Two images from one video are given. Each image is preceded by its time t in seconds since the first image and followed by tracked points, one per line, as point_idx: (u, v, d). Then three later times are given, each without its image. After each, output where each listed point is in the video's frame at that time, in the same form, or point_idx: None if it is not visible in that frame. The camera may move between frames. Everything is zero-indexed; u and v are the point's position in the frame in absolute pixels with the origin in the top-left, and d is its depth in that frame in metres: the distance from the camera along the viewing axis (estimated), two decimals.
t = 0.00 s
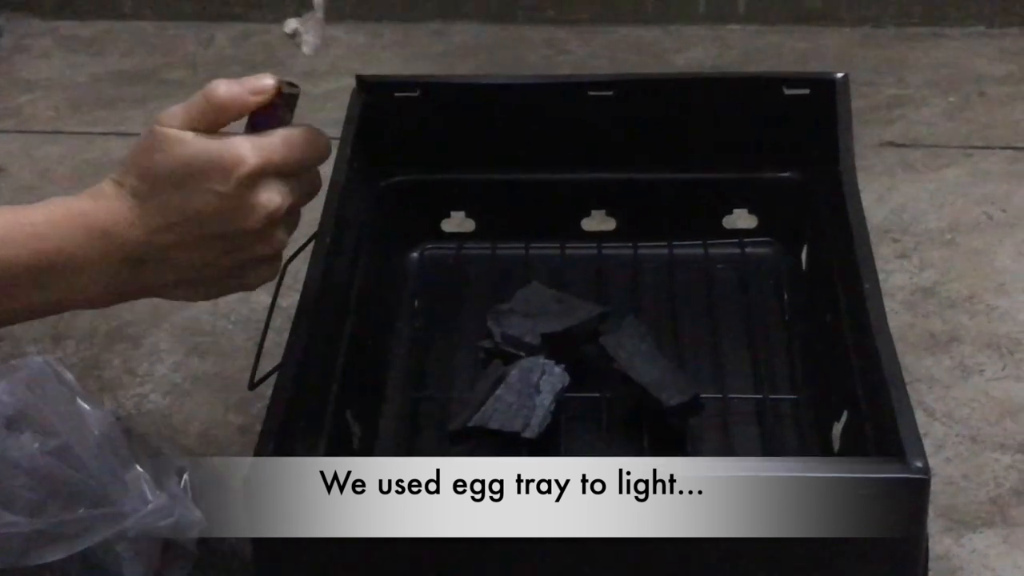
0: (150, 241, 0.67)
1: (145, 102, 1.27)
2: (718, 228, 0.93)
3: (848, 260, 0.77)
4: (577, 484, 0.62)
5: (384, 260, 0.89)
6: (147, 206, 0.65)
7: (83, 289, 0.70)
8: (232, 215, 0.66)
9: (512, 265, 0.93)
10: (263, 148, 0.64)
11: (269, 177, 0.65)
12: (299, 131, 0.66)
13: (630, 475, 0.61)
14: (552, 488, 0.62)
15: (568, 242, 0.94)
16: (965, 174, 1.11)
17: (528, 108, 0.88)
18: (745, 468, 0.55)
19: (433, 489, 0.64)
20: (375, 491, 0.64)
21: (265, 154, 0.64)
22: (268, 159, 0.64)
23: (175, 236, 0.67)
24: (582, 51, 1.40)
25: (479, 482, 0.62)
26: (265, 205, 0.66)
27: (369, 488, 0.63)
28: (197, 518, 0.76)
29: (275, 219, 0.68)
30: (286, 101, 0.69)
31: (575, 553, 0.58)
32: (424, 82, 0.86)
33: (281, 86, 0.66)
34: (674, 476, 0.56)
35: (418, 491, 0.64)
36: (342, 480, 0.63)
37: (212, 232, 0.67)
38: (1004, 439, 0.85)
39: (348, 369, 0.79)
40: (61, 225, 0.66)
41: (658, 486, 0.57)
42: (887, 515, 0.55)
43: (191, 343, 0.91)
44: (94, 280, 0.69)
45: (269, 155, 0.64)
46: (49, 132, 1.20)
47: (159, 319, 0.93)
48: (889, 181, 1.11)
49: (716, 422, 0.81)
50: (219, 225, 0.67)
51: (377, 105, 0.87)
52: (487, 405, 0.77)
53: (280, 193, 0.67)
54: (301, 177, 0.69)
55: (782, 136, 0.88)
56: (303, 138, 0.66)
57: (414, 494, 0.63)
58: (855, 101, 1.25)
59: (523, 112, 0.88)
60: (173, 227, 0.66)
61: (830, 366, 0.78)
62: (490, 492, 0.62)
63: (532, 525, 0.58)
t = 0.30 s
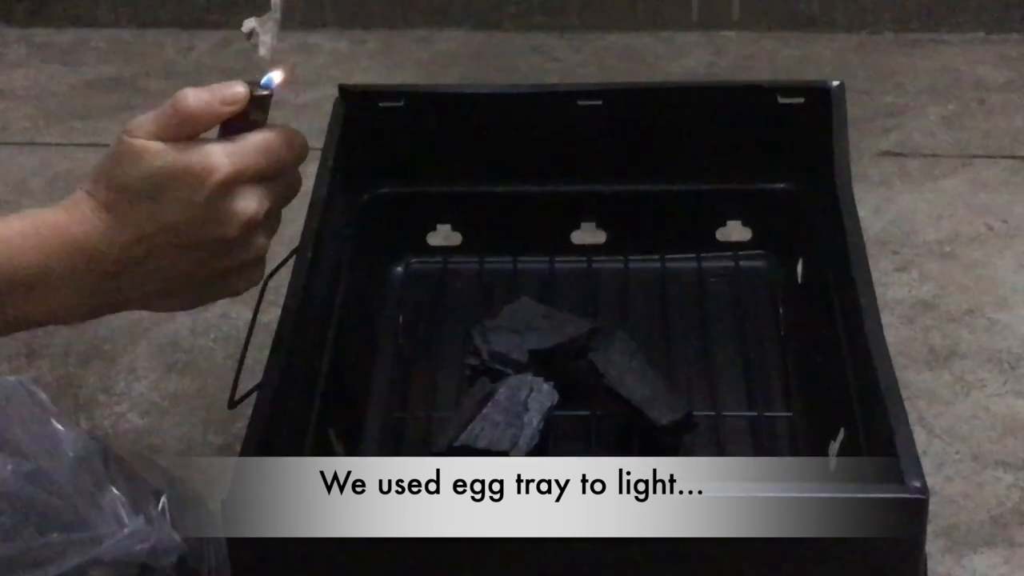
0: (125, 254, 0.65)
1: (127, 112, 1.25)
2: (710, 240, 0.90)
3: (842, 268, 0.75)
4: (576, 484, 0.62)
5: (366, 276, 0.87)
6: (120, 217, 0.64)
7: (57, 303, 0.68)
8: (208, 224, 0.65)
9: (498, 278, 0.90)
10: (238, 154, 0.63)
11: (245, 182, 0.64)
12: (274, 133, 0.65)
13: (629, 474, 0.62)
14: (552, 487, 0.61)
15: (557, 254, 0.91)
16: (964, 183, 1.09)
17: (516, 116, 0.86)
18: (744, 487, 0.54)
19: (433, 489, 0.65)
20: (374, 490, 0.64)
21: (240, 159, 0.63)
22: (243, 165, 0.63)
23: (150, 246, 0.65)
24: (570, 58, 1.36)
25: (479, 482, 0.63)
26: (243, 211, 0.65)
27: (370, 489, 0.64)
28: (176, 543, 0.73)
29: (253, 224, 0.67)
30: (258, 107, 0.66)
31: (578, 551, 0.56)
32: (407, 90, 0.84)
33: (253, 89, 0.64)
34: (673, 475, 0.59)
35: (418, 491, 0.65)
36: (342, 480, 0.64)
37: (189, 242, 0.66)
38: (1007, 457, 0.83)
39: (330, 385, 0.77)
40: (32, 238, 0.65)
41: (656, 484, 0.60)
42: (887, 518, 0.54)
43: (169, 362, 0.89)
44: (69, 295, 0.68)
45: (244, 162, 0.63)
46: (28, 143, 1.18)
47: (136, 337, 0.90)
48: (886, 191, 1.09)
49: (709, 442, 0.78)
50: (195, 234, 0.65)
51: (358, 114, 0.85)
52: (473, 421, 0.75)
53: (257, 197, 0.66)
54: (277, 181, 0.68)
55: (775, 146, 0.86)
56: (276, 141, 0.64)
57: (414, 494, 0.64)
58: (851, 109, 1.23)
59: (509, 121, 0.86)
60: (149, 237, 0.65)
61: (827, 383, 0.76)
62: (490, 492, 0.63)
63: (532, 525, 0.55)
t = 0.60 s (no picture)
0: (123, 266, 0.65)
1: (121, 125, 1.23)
2: (711, 256, 0.89)
3: (843, 284, 0.74)
4: (576, 484, 0.66)
5: (363, 293, 0.86)
6: (115, 228, 0.63)
7: (55, 319, 0.67)
8: (204, 233, 0.64)
9: (498, 295, 0.89)
10: (231, 159, 0.62)
11: (240, 188, 0.63)
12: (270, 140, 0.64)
13: (630, 474, 0.67)
14: (552, 487, 0.65)
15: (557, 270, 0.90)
16: (966, 199, 1.08)
17: (515, 131, 0.85)
18: (745, 509, 0.55)
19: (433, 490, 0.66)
20: (375, 490, 0.66)
21: (233, 163, 0.62)
22: (236, 170, 0.62)
23: (147, 257, 0.64)
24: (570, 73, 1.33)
25: (479, 482, 0.65)
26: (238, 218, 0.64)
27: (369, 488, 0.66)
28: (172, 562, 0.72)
29: (250, 232, 0.65)
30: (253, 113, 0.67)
31: (577, 554, 0.56)
32: (406, 105, 0.84)
33: (244, 95, 0.65)
34: (673, 477, 0.66)
35: (418, 491, 0.66)
36: (342, 480, 0.66)
37: (187, 252, 0.65)
38: (1011, 476, 0.82)
39: (326, 405, 0.76)
40: (27, 253, 0.65)
41: (659, 486, 0.66)
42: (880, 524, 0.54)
43: (165, 379, 0.88)
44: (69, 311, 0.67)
45: (237, 167, 0.62)
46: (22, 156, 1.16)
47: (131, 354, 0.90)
48: (887, 207, 1.08)
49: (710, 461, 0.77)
50: (193, 243, 0.64)
51: (357, 130, 0.84)
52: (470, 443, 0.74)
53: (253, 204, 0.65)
54: (275, 189, 0.67)
55: (777, 162, 0.86)
56: (272, 146, 0.63)
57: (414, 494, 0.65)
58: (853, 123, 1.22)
59: (508, 135, 0.85)
60: (144, 248, 0.64)
61: (830, 400, 0.75)
62: (490, 492, 0.65)
63: (532, 525, 0.57)
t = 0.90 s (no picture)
0: (168, 282, 0.73)
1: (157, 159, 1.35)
2: (692, 273, 0.99)
3: (812, 302, 0.83)
4: (576, 483, 0.74)
5: (379, 308, 0.95)
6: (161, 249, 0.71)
7: (107, 329, 0.75)
8: (242, 255, 0.72)
9: (501, 308, 0.99)
10: (266, 189, 0.71)
11: (273, 215, 0.72)
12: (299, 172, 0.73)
13: (629, 475, 0.75)
14: (552, 487, 0.73)
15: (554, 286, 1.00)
16: (922, 222, 1.19)
17: (516, 162, 0.95)
18: (742, 502, 0.61)
19: (433, 488, 0.75)
20: (374, 489, 0.75)
21: (266, 192, 0.71)
22: (271, 198, 0.71)
23: (190, 275, 0.72)
24: (561, 110, 1.47)
25: (479, 482, 0.73)
26: (272, 241, 0.72)
27: (369, 488, 0.74)
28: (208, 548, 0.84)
29: (281, 254, 0.74)
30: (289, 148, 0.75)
31: (578, 553, 0.63)
32: (420, 139, 0.93)
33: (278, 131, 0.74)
34: (673, 477, 0.73)
35: (418, 490, 0.75)
36: (343, 479, 0.74)
37: (225, 271, 0.73)
38: (960, 472, 0.92)
39: (348, 407, 0.85)
40: (81, 273, 0.73)
41: (658, 485, 0.73)
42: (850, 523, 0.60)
43: (198, 385, 0.98)
44: (117, 323, 0.75)
45: (272, 195, 0.71)
46: (69, 187, 1.29)
47: (169, 362, 1.00)
48: (850, 230, 1.18)
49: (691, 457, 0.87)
50: (231, 264, 0.73)
51: (375, 161, 0.94)
52: (475, 441, 0.83)
53: (286, 230, 0.73)
54: (304, 218, 0.75)
55: (751, 189, 0.95)
56: (302, 179, 0.72)
57: (414, 493, 0.74)
58: (819, 155, 1.33)
59: (509, 167, 0.95)
60: (187, 267, 0.72)
61: (799, 402, 0.84)
62: (490, 491, 0.73)
63: (533, 525, 0.63)
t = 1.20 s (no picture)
0: (200, 292, 0.81)
1: (189, 182, 1.49)
2: (671, 282, 1.10)
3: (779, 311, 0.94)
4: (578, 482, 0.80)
5: (390, 315, 1.06)
6: (195, 262, 0.79)
7: (143, 336, 0.82)
8: (267, 267, 0.80)
9: (498, 314, 1.09)
10: (289, 209, 0.79)
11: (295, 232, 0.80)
12: (319, 194, 0.81)
13: (630, 474, 0.79)
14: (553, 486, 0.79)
15: (547, 295, 1.10)
16: (878, 236, 1.32)
17: (513, 183, 1.05)
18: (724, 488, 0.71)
19: (432, 487, 0.82)
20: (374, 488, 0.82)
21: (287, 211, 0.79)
22: (293, 217, 0.79)
23: (220, 286, 0.80)
24: (553, 135, 1.62)
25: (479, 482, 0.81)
26: (294, 256, 0.80)
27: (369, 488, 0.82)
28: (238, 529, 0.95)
29: (302, 267, 0.82)
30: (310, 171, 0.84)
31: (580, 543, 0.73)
32: (426, 162, 1.04)
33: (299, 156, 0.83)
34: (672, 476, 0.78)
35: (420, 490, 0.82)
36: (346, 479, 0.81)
37: (251, 283, 0.81)
38: (911, 460, 1.03)
39: (364, 402, 0.95)
40: (124, 285, 0.81)
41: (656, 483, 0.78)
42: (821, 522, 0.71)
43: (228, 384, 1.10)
44: (152, 329, 0.82)
45: (294, 214, 0.79)
46: (109, 209, 1.42)
47: (201, 363, 1.12)
48: (814, 245, 1.31)
49: (670, 447, 0.97)
50: (256, 276, 0.81)
51: (386, 182, 1.05)
52: (476, 434, 0.93)
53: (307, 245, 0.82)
54: (323, 234, 0.84)
55: (724, 208, 1.06)
56: (320, 199, 0.81)
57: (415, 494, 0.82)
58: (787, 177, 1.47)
59: (506, 187, 1.05)
60: (218, 278, 0.80)
61: (766, 397, 0.95)
62: (490, 490, 0.80)
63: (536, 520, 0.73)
